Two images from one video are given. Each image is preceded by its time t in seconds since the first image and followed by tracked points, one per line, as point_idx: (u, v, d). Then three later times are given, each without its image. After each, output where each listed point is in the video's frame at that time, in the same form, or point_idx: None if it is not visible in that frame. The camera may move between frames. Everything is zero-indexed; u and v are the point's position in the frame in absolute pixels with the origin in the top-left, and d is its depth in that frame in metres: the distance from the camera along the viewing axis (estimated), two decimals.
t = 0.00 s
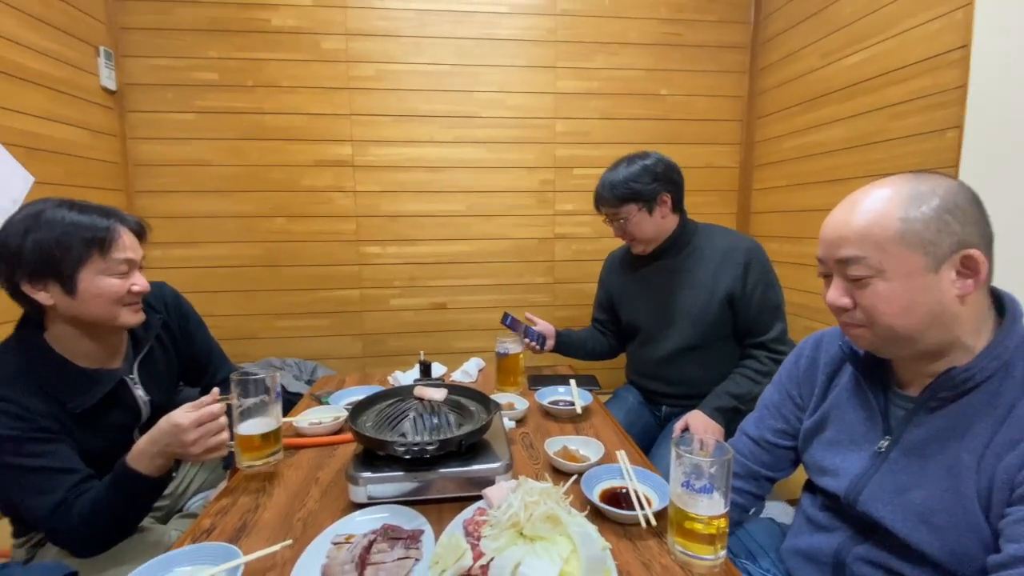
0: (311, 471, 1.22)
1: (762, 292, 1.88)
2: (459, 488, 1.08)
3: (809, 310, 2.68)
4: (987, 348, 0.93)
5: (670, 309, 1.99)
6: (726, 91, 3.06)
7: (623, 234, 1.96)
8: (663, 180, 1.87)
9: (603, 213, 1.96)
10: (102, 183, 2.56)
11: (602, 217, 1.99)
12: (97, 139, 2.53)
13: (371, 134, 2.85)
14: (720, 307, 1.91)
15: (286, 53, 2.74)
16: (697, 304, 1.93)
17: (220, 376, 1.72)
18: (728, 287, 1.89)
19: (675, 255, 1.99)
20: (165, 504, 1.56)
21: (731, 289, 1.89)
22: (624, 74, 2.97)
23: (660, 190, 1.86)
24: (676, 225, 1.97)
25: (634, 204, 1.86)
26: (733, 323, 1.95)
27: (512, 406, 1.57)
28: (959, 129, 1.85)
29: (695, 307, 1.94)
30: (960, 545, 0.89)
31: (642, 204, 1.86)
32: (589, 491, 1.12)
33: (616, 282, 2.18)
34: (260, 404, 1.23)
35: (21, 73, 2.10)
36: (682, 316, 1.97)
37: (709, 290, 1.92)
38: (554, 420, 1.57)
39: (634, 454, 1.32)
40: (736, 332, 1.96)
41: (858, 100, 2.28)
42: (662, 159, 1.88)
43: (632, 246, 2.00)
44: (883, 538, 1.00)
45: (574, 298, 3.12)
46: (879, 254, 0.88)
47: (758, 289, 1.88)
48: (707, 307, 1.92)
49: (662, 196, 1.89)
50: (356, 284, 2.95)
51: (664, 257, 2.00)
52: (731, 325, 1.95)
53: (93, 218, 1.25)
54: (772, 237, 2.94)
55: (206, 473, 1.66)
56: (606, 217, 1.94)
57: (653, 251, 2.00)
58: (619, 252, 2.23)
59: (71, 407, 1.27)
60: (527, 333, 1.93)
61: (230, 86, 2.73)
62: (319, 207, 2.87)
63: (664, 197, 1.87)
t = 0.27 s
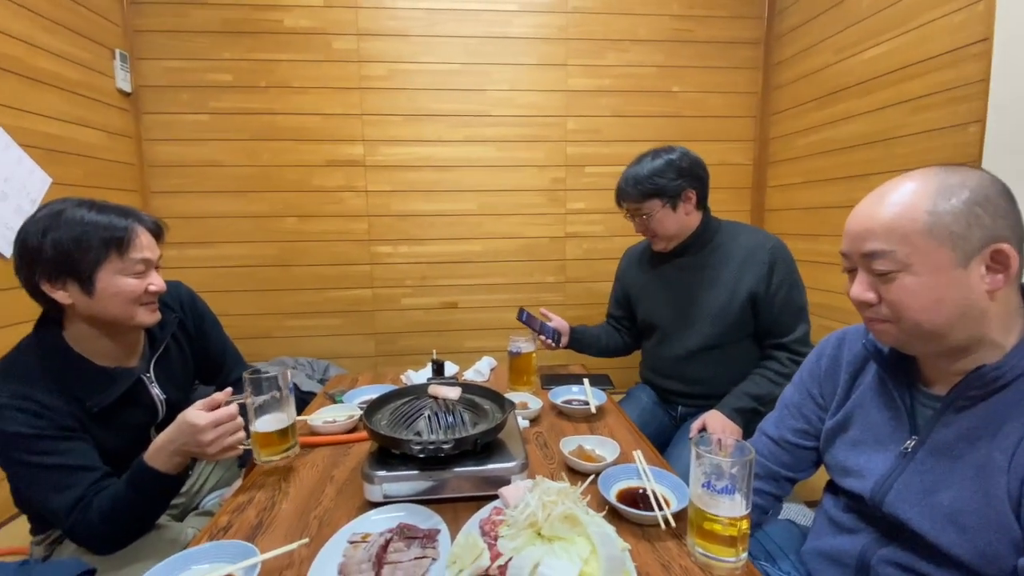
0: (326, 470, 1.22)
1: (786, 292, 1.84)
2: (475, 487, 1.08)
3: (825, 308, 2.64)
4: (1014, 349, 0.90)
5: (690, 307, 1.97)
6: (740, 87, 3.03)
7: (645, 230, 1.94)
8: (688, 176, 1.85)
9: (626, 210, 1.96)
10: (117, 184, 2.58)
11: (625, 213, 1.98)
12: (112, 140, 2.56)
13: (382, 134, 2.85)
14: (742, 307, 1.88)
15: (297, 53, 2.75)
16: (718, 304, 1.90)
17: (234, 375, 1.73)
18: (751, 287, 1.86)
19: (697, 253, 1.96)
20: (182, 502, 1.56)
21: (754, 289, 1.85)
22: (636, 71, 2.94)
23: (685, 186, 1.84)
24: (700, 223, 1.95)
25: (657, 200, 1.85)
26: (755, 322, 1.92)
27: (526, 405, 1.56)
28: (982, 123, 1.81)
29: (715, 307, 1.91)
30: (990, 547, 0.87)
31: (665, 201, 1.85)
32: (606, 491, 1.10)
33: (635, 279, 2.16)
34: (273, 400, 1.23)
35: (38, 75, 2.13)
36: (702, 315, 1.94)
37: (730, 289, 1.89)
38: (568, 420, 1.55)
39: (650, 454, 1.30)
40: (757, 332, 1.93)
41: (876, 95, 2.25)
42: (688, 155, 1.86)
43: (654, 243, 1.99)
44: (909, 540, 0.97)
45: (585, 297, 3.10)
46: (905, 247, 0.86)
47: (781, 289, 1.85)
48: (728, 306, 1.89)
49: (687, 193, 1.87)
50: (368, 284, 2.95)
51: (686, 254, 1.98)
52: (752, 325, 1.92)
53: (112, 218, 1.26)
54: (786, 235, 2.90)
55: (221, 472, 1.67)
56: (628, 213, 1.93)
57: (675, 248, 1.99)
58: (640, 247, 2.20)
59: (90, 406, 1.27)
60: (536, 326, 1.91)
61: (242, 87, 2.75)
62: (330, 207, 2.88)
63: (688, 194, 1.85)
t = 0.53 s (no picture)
0: (328, 466, 1.23)
1: (793, 293, 1.85)
2: (475, 484, 1.08)
3: (826, 309, 2.64)
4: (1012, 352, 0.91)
5: (696, 306, 1.97)
6: (742, 88, 3.03)
7: (653, 230, 1.95)
8: (697, 176, 1.86)
9: (634, 210, 1.96)
10: (121, 181, 2.59)
11: (632, 213, 1.98)
12: (116, 138, 2.57)
13: (384, 133, 2.86)
14: (748, 307, 1.88)
15: (301, 52, 2.76)
16: (724, 304, 1.91)
17: (235, 373, 1.74)
18: (757, 287, 1.86)
19: (705, 252, 1.96)
20: (183, 498, 1.58)
21: (760, 290, 1.86)
22: (638, 71, 2.95)
23: (693, 186, 1.85)
24: (708, 223, 1.95)
25: (666, 200, 1.85)
26: (760, 323, 1.93)
27: (526, 404, 1.56)
28: (984, 125, 1.82)
29: (721, 307, 1.91)
30: (988, 547, 0.87)
31: (674, 201, 1.85)
32: (606, 489, 1.11)
33: (640, 277, 2.16)
34: (271, 395, 1.23)
35: (43, 73, 2.14)
36: (708, 315, 1.94)
37: (737, 289, 1.90)
38: (568, 418, 1.56)
39: (650, 453, 1.31)
40: (761, 333, 1.94)
41: (878, 96, 2.25)
42: (696, 156, 1.87)
43: (662, 243, 1.99)
44: (908, 540, 0.98)
45: (586, 297, 3.10)
46: (910, 245, 0.86)
47: (788, 290, 1.85)
48: (733, 306, 1.89)
49: (695, 193, 1.87)
50: (369, 282, 2.96)
51: (694, 253, 1.98)
52: (757, 326, 1.93)
53: (116, 215, 1.26)
54: (788, 236, 2.90)
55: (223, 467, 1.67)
56: (636, 213, 1.94)
57: (682, 249, 1.99)
58: (647, 245, 2.21)
59: (94, 402, 1.28)
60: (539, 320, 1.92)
61: (246, 86, 2.76)
62: (332, 206, 2.89)
63: (697, 194, 1.86)
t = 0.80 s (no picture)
0: (325, 464, 1.23)
1: (793, 293, 1.85)
2: (472, 482, 1.09)
3: (823, 307, 2.65)
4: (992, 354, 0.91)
5: (696, 304, 1.98)
6: (739, 87, 3.04)
7: (654, 229, 1.96)
8: (697, 175, 1.86)
9: (635, 210, 1.97)
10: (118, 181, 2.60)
11: (633, 212, 1.99)
12: (114, 138, 2.57)
13: (382, 132, 2.86)
14: (747, 306, 1.88)
15: (298, 52, 2.76)
16: (724, 303, 1.91)
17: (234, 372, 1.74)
18: (757, 286, 1.86)
19: (706, 250, 1.97)
20: (181, 497, 1.57)
21: (760, 289, 1.86)
22: (635, 70, 2.95)
23: (694, 185, 1.85)
24: (709, 222, 1.95)
25: (666, 199, 1.86)
26: (760, 322, 1.93)
27: (523, 402, 1.57)
28: (978, 123, 1.83)
29: (721, 305, 1.92)
30: (975, 542, 0.88)
31: (675, 200, 1.86)
32: (601, 485, 1.12)
33: (642, 275, 2.17)
34: (268, 390, 1.24)
35: (40, 72, 2.14)
36: (707, 313, 1.95)
37: (737, 288, 1.90)
38: (565, 416, 1.56)
39: (646, 450, 1.31)
40: (760, 332, 1.94)
41: (874, 95, 2.26)
42: (697, 155, 1.87)
43: (663, 241, 2.00)
44: (897, 536, 0.99)
45: (584, 295, 3.11)
46: (882, 243, 0.89)
47: (788, 289, 1.85)
48: (733, 305, 1.90)
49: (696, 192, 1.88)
50: (368, 281, 2.97)
51: (695, 251, 1.98)
52: (756, 325, 1.93)
53: (113, 214, 1.27)
54: (785, 235, 2.91)
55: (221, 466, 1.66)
56: (637, 212, 1.95)
57: (683, 247, 2.00)
58: (649, 243, 2.21)
59: (92, 400, 1.29)
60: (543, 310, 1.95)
61: (244, 85, 2.76)
62: (330, 205, 2.89)
63: (698, 193, 1.86)
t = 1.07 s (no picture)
0: (326, 462, 1.24)
1: (795, 292, 1.86)
2: (473, 479, 1.10)
3: (821, 306, 2.66)
4: (971, 352, 0.91)
5: (698, 301, 1.98)
6: (738, 86, 3.04)
7: (656, 226, 1.96)
8: (701, 173, 1.87)
9: (638, 206, 1.98)
10: (118, 182, 2.60)
11: (636, 209, 2.00)
12: (114, 138, 2.57)
13: (381, 132, 2.87)
14: (748, 305, 1.89)
15: (297, 52, 2.77)
16: (725, 301, 1.92)
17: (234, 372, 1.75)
18: (758, 285, 1.87)
19: (708, 248, 1.97)
20: (183, 496, 1.59)
21: (761, 288, 1.87)
22: (634, 70, 2.96)
23: (697, 183, 1.86)
24: (711, 220, 1.96)
25: (669, 197, 1.86)
26: (761, 321, 1.94)
27: (523, 400, 1.58)
28: (976, 122, 1.83)
29: (722, 303, 1.93)
30: (970, 535, 0.89)
31: (677, 198, 1.86)
32: (601, 482, 1.12)
33: (644, 272, 2.18)
34: (274, 391, 1.24)
35: (40, 73, 2.14)
36: (708, 311, 1.96)
37: (738, 287, 1.91)
38: (565, 414, 1.57)
39: (646, 448, 1.32)
40: (761, 331, 1.95)
41: (872, 93, 2.27)
42: (701, 153, 1.88)
43: (665, 239, 2.01)
44: (894, 530, 0.99)
45: (583, 294, 3.12)
46: (856, 237, 0.93)
47: (790, 288, 1.86)
48: (734, 303, 1.91)
49: (699, 190, 1.88)
50: (368, 281, 2.97)
51: (698, 249, 1.99)
52: (757, 324, 1.94)
53: (115, 214, 1.27)
54: (783, 233, 2.92)
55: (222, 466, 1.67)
56: (639, 208, 1.96)
57: (684, 245, 2.01)
58: (652, 241, 2.22)
59: (94, 400, 1.30)
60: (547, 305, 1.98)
61: (243, 86, 2.76)
62: (330, 205, 2.90)
63: (701, 191, 1.87)
